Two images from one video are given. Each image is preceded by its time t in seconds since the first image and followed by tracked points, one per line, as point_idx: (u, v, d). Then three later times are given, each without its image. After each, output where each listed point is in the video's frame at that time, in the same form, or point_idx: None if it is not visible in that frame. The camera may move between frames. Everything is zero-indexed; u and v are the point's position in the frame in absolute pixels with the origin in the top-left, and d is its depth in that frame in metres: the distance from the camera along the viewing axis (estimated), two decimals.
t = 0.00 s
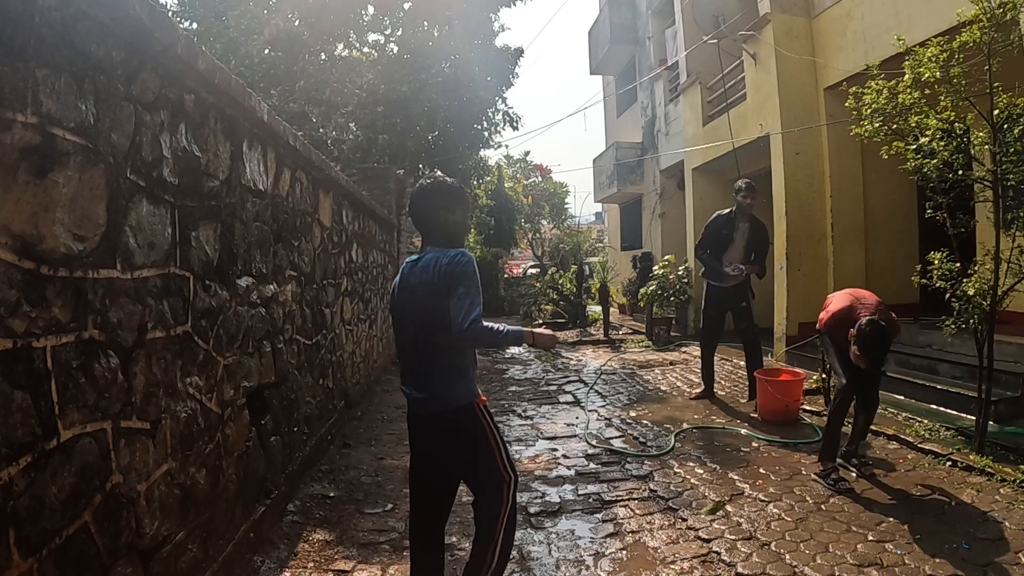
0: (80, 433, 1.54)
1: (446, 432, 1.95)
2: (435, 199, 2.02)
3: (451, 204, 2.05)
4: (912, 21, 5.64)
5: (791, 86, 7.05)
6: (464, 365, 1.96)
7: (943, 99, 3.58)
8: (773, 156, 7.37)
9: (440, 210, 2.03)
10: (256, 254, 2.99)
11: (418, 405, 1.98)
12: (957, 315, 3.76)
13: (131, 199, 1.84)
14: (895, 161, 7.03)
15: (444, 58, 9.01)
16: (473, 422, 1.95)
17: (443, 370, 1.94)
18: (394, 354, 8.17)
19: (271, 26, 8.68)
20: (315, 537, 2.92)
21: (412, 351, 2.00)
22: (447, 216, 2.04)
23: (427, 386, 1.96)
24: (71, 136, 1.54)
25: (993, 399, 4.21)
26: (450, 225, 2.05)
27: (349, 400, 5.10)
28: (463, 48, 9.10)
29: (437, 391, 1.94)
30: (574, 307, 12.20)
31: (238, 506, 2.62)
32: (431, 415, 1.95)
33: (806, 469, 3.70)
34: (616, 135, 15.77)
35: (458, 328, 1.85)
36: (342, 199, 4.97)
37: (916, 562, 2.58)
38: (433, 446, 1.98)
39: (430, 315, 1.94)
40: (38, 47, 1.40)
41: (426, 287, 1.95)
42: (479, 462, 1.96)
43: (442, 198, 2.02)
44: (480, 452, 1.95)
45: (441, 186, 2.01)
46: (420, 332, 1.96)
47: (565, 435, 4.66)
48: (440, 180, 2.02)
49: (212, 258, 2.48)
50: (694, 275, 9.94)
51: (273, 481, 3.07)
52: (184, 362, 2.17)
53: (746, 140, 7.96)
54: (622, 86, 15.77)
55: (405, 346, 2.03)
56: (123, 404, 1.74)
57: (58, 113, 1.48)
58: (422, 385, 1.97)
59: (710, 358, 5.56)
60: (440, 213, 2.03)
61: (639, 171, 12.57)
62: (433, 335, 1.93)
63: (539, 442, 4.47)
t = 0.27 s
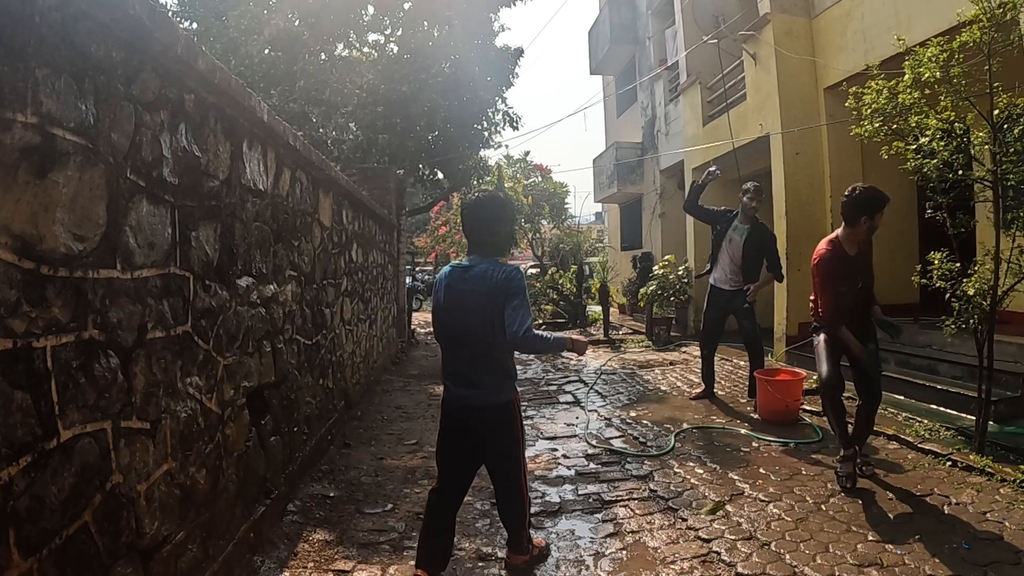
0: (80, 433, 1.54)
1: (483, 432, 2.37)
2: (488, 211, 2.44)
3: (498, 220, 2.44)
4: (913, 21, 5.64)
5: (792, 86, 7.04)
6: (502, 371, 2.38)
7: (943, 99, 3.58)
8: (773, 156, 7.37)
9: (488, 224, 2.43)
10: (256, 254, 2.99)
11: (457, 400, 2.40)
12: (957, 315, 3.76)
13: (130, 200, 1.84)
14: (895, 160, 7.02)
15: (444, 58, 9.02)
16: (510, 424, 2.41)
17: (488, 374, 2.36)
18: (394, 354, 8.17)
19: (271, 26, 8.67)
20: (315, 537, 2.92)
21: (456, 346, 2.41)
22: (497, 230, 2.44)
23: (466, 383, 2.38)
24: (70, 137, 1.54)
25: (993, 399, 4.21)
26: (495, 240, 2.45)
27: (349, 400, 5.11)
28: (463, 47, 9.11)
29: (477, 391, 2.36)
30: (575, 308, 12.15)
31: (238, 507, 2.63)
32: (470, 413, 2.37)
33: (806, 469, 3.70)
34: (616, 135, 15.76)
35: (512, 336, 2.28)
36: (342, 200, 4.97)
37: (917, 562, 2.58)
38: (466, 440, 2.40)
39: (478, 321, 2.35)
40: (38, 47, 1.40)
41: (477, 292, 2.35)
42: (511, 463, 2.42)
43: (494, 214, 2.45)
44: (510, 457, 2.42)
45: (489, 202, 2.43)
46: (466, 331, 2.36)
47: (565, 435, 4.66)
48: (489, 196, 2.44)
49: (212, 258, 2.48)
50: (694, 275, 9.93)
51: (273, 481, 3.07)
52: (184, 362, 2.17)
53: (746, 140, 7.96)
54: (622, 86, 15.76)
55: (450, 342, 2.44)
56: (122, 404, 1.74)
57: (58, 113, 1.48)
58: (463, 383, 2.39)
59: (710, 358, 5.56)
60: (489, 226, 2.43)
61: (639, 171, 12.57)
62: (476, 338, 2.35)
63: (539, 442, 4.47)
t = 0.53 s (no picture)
0: (80, 433, 1.54)
1: (494, 413, 2.63)
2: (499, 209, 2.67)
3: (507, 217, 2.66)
4: (913, 21, 5.64)
5: (792, 87, 7.04)
6: (509, 357, 2.62)
7: (943, 100, 3.58)
8: (773, 157, 7.37)
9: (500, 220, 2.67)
10: (256, 254, 2.99)
11: (471, 383, 2.67)
12: (957, 315, 3.76)
13: (130, 200, 1.84)
14: (895, 161, 7.02)
15: (444, 58, 9.02)
16: (513, 410, 2.62)
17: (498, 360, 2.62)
18: (394, 354, 8.17)
19: (271, 26, 8.67)
20: (315, 537, 2.92)
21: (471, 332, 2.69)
22: (507, 226, 2.68)
23: (479, 367, 2.65)
24: (70, 136, 1.54)
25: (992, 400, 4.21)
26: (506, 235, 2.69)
27: (349, 400, 5.11)
28: (463, 48, 9.11)
29: (487, 374, 2.61)
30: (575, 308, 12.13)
31: (238, 506, 2.63)
32: (481, 396, 2.64)
33: (806, 470, 3.70)
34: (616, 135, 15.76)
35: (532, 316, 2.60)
36: (342, 200, 4.97)
37: (916, 562, 2.58)
38: (479, 423, 2.69)
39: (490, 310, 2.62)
40: (38, 47, 1.40)
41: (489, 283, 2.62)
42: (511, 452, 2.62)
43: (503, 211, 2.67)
44: (512, 445, 2.61)
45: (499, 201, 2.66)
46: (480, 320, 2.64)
47: (565, 435, 4.67)
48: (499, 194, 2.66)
49: (212, 258, 2.48)
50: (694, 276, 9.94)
51: (273, 481, 3.07)
52: (184, 362, 2.17)
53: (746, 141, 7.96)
54: (622, 86, 15.76)
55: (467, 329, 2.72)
56: (122, 404, 1.74)
57: (58, 113, 1.48)
58: (476, 367, 2.66)
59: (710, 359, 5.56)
60: (500, 224, 2.67)
61: (639, 171, 12.57)
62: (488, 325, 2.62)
63: (539, 443, 4.47)
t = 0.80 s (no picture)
0: (80, 433, 1.54)
1: (493, 411, 2.66)
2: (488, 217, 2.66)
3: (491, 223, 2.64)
4: (913, 22, 5.64)
5: (791, 87, 7.05)
6: (509, 358, 2.64)
7: (943, 100, 3.59)
8: (773, 157, 7.37)
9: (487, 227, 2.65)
10: (256, 254, 3.00)
11: (474, 384, 2.71)
12: (956, 315, 3.76)
13: (130, 199, 1.84)
14: (895, 161, 7.03)
15: (444, 58, 9.01)
16: (514, 409, 2.63)
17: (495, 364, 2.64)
18: (394, 354, 8.18)
19: (271, 26, 8.68)
20: (315, 537, 2.92)
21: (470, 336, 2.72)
22: (494, 231, 2.66)
23: (480, 368, 2.69)
24: (70, 136, 1.54)
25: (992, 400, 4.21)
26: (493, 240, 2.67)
27: (349, 400, 5.11)
28: (463, 48, 9.11)
29: (487, 376, 2.65)
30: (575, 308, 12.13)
31: (238, 506, 2.63)
32: (484, 395, 2.68)
33: (805, 470, 3.71)
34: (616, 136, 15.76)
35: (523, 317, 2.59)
36: (342, 200, 4.98)
37: (915, 563, 2.58)
38: (482, 423, 2.74)
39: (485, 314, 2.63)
40: (38, 47, 1.40)
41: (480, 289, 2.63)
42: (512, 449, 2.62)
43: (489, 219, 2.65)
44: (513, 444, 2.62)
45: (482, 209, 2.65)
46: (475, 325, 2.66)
47: (565, 435, 4.67)
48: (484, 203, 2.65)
49: (212, 258, 2.49)
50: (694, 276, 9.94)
51: (273, 481, 3.08)
52: (184, 362, 2.17)
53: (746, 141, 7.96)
54: (622, 86, 15.76)
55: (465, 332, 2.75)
56: (122, 403, 1.74)
57: (58, 113, 1.48)
58: (478, 368, 2.69)
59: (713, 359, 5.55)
60: (485, 230, 2.65)
61: (639, 171, 12.57)
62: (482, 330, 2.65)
63: (538, 442, 4.48)
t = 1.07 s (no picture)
0: (80, 433, 1.54)
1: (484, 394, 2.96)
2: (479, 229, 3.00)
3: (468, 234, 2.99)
4: (913, 22, 5.64)
5: (792, 88, 7.05)
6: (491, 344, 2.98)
7: (943, 101, 3.59)
8: (773, 157, 7.37)
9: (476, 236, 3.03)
10: (256, 254, 3.00)
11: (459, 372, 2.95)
12: (956, 316, 3.76)
13: (130, 199, 1.84)
14: (894, 162, 7.04)
15: (444, 58, 9.00)
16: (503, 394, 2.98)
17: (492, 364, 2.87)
18: (394, 354, 8.18)
19: (271, 26, 8.69)
20: (314, 536, 2.92)
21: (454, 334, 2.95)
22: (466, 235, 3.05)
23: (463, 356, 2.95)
24: (71, 136, 1.54)
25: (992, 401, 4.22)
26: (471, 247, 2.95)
27: (349, 400, 5.12)
28: (463, 48, 9.09)
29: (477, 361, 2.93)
30: (575, 309, 12.12)
31: (238, 506, 2.63)
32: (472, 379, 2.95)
33: (805, 470, 3.71)
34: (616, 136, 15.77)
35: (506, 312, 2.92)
36: (341, 199, 4.98)
37: (915, 564, 2.58)
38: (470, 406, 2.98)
39: (471, 310, 2.97)
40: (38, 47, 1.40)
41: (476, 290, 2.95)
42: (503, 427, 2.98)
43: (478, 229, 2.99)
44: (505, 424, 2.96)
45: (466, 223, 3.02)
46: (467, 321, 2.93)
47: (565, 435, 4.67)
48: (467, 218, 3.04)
49: (212, 258, 2.49)
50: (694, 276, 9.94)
51: (272, 481, 3.08)
52: (184, 361, 2.17)
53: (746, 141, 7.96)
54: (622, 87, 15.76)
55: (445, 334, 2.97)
56: (122, 403, 1.75)
57: (58, 112, 1.48)
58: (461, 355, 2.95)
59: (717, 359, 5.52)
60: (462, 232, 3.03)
61: (639, 171, 12.57)
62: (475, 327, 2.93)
63: (538, 443, 4.48)
